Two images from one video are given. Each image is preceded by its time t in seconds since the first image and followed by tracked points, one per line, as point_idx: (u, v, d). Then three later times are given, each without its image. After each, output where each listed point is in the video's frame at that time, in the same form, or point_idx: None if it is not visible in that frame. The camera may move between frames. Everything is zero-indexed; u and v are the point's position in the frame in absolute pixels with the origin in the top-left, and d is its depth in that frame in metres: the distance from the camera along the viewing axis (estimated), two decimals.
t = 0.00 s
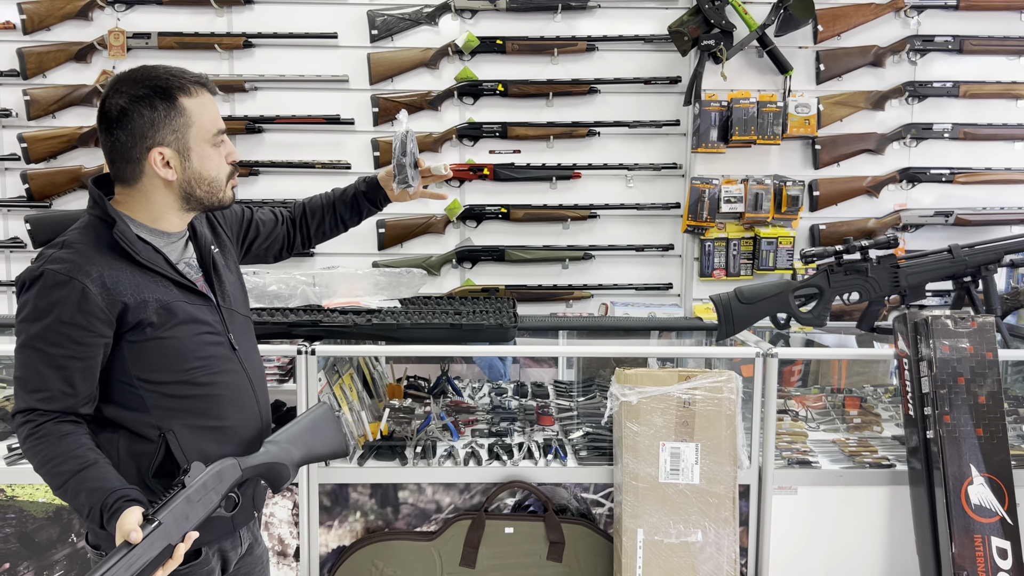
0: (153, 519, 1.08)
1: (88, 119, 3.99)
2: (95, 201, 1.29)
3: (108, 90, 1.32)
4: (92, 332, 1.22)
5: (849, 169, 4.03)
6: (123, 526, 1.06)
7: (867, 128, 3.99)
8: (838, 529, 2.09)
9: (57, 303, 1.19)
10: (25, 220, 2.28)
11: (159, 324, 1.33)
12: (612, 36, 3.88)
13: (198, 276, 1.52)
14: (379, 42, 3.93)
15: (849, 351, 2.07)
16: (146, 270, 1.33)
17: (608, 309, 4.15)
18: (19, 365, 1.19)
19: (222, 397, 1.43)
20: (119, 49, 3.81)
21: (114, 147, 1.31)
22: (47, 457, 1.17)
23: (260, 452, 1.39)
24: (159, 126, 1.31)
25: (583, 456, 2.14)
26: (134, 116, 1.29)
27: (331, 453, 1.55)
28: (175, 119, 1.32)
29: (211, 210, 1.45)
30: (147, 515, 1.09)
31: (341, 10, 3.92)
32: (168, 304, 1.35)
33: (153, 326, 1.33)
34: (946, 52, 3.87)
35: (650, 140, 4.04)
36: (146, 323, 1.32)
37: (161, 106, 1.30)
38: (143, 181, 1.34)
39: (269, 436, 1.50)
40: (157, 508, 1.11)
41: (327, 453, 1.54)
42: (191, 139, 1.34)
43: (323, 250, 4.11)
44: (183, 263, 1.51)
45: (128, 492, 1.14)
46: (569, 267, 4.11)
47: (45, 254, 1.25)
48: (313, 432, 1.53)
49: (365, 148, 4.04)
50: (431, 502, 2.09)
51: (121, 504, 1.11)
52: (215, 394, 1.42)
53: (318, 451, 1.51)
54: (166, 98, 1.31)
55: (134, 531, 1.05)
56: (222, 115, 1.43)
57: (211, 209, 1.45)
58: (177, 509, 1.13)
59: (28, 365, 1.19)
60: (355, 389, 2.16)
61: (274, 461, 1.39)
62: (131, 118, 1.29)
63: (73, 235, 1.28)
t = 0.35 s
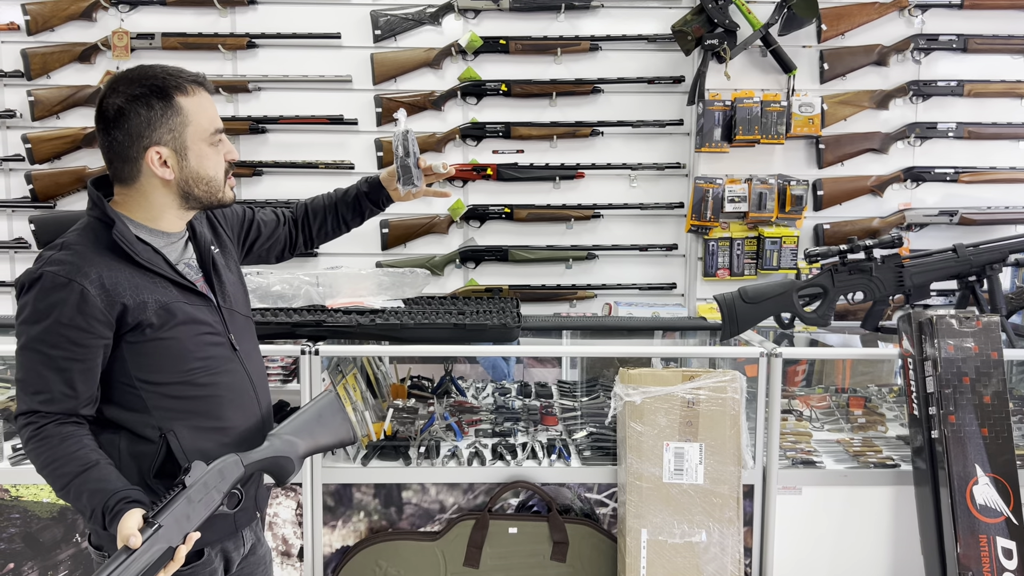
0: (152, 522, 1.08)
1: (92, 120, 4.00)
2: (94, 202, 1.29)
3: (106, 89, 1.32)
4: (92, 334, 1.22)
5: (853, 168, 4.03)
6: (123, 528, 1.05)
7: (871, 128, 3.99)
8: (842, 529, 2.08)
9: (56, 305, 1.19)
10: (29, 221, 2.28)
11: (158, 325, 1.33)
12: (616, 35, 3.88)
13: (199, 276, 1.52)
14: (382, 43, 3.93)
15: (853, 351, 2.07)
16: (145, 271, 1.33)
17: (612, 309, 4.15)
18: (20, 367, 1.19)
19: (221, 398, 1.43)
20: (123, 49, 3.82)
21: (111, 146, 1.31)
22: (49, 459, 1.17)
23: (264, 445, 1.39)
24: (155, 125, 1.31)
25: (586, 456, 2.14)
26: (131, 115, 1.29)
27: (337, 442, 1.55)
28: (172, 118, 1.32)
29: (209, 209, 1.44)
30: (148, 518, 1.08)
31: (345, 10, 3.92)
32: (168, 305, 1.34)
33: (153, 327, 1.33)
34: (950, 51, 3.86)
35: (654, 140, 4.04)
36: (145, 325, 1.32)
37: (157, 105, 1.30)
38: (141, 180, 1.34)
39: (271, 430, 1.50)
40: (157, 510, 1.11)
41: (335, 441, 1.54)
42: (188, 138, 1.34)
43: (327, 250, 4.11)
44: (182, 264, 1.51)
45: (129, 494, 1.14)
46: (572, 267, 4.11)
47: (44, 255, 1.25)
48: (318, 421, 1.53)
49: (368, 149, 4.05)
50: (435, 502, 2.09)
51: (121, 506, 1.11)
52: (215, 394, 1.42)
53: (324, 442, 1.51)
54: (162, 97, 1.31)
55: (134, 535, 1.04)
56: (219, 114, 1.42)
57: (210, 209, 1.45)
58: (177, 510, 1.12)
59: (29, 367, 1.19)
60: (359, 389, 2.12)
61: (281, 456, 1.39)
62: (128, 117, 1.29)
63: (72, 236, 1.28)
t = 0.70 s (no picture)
0: (147, 526, 1.07)
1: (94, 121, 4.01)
2: (92, 204, 1.29)
3: (105, 91, 1.33)
4: (89, 336, 1.22)
5: (855, 169, 4.03)
6: (119, 531, 1.05)
7: (874, 128, 3.98)
8: (845, 530, 2.08)
9: (53, 307, 1.19)
10: (32, 222, 2.28)
11: (156, 327, 1.33)
12: (617, 36, 3.88)
13: (198, 277, 1.52)
14: (384, 43, 3.94)
15: (856, 351, 2.07)
16: (142, 272, 1.33)
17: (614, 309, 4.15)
18: (19, 369, 1.20)
19: (220, 399, 1.44)
20: (125, 50, 3.82)
21: (109, 148, 1.32)
22: (47, 460, 1.18)
23: (263, 448, 1.38)
24: (152, 128, 1.31)
25: (589, 457, 2.14)
26: (129, 118, 1.29)
27: (339, 443, 1.54)
28: (169, 121, 1.32)
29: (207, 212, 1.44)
30: (143, 522, 1.07)
31: (347, 11, 3.92)
32: (165, 307, 1.34)
33: (151, 329, 1.33)
34: (952, 50, 3.86)
35: (655, 140, 4.03)
36: (143, 327, 1.31)
37: (155, 107, 1.30)
38: (138, 183, 1.34)
39: (272, 431, 1.50)
40: (153, 513, 1.10)
41: (336, 443, 1.54)
42: (186, 141, 1.34)
43: (328, 251, 4.12)
44: (181, 264, 1.50)
45: (125, 496, 1.14)
46: (574, 267, 4.11)
47: (42, 257, 1.25)
48: (319, 423, 1.53)
49: (370, 149, 4.05)
50: (437, 502, 2.09)
51: (118, 508, 1.11)
52: (214, 396, 1.43)
53: (325, 442, 1.51)
54: (160, 100, 1.31)
55: (127, 540, 1.04)
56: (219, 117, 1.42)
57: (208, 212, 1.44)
58: (173, 514, 1.11)
59: (27, 369, 1.19)
60: (361, 389, 2.12)
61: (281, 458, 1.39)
62: (126, 119, 1.30)
63: (70, 238, 1.29)
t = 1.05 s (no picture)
0: (142, 533, 1.07)
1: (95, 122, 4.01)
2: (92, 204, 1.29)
3: (108, 90, 1.33)
4: (87, 338, 1.22)
5: (856, 169, 4.03)
6: (115, 537, 1.05)
7: (875, 128, 3.98)
8: (847, 530, 2.08)
9: (52, 309, 1.19)
10: (32, 223, 2.28)
11: (156, 329, 1.33)
12: (618, 36, 3.88)
13: (198, 279, 1.51)
14: (385, 44, 3.94)
15: (858, 352, 2.07)
16: (142, 274, 1.33)
17: (614, 310, 4.15)
18: (17, 370, 1.20)
19: (220, 402, 1.44)
20: (126, 51, 3.82)
21: (111, 147, 1.31)
22: (46, 462, 1.18)
23: (263, 449, 1.38)
24: (155, 127, 1.31)
25: (590, 458, 2.14)
26: (132, 117, 1.29)
27: (341, 442, 1.54)
28: (172, 119, 1.32)
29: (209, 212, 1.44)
30: (138, 529, 1.07)
31: (347, 12, 3.93)
32: (165, 308, 1.34)
33: (150, 331, 1.32)
34: (953, 51, 3.86)
35: (656, 141, 4.03)
36: (142, 328, 1.31)
37: (157, 106, 1.30)
38: (140, 182, 1.34)
39: (271, 431, 1.50)
40: (148, 519, 1.10)
41: (338, 443, 1.53)
42: (188, 140, 1.34)
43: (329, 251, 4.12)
44: (181, 267, 1.49)
45: (122, 500, 1.14)
46: (575, 268, 4.12)
47: (42, 258, 1.25)
48: (321, 423, 1.52)
49: (370, 150, 4.05)
50: (439, 503, 2.09)
51: (114, 512, 1.11)
52: (214, 399, 1.43)
53: (327, 442, 1.51)
54: (163, 98, 1.31)
55: (122, 547, 1.04)
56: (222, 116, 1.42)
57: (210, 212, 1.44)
58: (169, 520, 1.11)
59: (26, 371, 1.19)
60: (362, 390, 2.11)
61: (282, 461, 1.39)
62: (128, 119, 1.30)
63: (71, 240, 1.29)
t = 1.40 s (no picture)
0: (143, 534, 1.06)
1: (94, 124, 4.01)
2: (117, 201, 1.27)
3: (156, 86, 1.30)
4: (97, 336, 1.22)
5: (856, 170, 4.03)
6: (116, 537, 1.05)
7: (875, 129, 3.98)
8: (847, 531, 2.08)
9: (64, 305, 1.19)
10: (32, 224, 2.28)
11: (165, 329, 1.33)
12: (618, 38, 3.88)
13: (209, 280, 1.50)
14: (385, 45, 3.94)
15: (858, 353, 2.06)
16: (155, 274, 1.32)
17: (614, 311, 4.15)
18: (24, 363, 1.19)
19: (224, 405, 1.43)
20: (126, 53, 3.83)
21: (154, 142, 1.28)
22: (49, 456, 1.17)
23: (261, 454, 1.38)
24: (208, 132, 1.31)
25: (591, 459, 2.13)
26: (186, 118, 1.28)
27: (338, 448, 1.55)
28: (225, 128, 1.33)
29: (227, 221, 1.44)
30: (138, 530, 1.07)
31: (347, 14, 3.93)
32: (176, 310, 1.34)
33: (159, 331, 1.32)
34: (953, 52, 3.86)
35: (656, 142, 4.03)
36: (152, 328, 1.31)
37: (215, 113, 1.31)
38: (177, 181, 1.32)
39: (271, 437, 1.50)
40: (149, 520, 1.10)
41: (334, 449, 1.54)
42: (234, 151, 1.35)
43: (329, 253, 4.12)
44: (193, 266, 1.49)
45: (122, 500, 1.14)
46: (575, 269, 4.12)
47: (57, 252, 1.25)
48: (319, 428, 1.53)
49: (370, 151, 4.04)
50: (438, 505, 2.08)
51: (115, 511, 1.11)
52: (217, 401, 1.42)
53: (324, 448, 1.52)
54: (219, 106, 1.32)
55: (123, 548, 1.03)
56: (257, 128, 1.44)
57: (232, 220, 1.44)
58: (168, 522, 1.11)
59: (33, 365, 1.18)
60: (362, 392, 2.13)
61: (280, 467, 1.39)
62: (183, 119, 1.28)
63: (85, 237, 1.28)
